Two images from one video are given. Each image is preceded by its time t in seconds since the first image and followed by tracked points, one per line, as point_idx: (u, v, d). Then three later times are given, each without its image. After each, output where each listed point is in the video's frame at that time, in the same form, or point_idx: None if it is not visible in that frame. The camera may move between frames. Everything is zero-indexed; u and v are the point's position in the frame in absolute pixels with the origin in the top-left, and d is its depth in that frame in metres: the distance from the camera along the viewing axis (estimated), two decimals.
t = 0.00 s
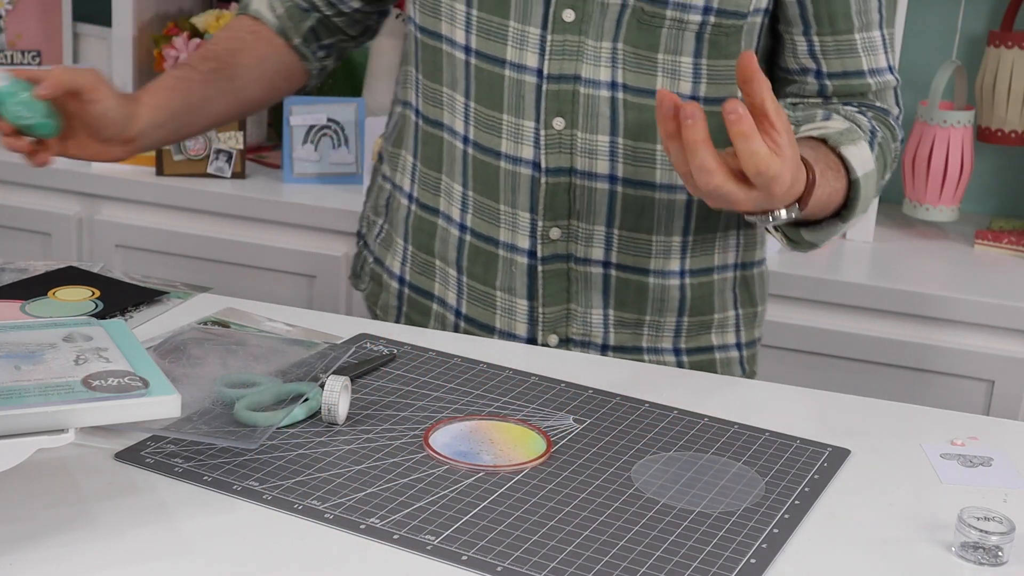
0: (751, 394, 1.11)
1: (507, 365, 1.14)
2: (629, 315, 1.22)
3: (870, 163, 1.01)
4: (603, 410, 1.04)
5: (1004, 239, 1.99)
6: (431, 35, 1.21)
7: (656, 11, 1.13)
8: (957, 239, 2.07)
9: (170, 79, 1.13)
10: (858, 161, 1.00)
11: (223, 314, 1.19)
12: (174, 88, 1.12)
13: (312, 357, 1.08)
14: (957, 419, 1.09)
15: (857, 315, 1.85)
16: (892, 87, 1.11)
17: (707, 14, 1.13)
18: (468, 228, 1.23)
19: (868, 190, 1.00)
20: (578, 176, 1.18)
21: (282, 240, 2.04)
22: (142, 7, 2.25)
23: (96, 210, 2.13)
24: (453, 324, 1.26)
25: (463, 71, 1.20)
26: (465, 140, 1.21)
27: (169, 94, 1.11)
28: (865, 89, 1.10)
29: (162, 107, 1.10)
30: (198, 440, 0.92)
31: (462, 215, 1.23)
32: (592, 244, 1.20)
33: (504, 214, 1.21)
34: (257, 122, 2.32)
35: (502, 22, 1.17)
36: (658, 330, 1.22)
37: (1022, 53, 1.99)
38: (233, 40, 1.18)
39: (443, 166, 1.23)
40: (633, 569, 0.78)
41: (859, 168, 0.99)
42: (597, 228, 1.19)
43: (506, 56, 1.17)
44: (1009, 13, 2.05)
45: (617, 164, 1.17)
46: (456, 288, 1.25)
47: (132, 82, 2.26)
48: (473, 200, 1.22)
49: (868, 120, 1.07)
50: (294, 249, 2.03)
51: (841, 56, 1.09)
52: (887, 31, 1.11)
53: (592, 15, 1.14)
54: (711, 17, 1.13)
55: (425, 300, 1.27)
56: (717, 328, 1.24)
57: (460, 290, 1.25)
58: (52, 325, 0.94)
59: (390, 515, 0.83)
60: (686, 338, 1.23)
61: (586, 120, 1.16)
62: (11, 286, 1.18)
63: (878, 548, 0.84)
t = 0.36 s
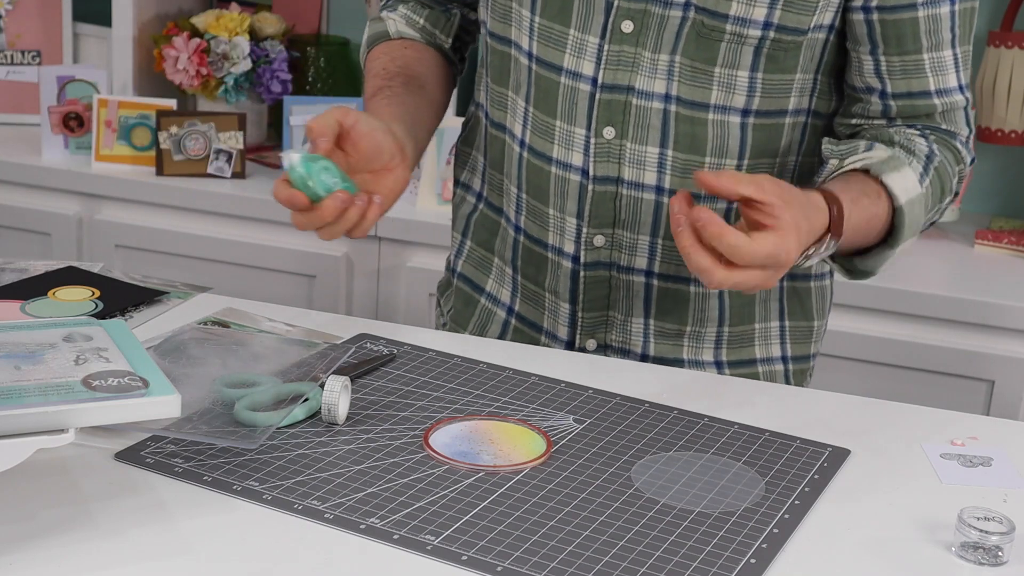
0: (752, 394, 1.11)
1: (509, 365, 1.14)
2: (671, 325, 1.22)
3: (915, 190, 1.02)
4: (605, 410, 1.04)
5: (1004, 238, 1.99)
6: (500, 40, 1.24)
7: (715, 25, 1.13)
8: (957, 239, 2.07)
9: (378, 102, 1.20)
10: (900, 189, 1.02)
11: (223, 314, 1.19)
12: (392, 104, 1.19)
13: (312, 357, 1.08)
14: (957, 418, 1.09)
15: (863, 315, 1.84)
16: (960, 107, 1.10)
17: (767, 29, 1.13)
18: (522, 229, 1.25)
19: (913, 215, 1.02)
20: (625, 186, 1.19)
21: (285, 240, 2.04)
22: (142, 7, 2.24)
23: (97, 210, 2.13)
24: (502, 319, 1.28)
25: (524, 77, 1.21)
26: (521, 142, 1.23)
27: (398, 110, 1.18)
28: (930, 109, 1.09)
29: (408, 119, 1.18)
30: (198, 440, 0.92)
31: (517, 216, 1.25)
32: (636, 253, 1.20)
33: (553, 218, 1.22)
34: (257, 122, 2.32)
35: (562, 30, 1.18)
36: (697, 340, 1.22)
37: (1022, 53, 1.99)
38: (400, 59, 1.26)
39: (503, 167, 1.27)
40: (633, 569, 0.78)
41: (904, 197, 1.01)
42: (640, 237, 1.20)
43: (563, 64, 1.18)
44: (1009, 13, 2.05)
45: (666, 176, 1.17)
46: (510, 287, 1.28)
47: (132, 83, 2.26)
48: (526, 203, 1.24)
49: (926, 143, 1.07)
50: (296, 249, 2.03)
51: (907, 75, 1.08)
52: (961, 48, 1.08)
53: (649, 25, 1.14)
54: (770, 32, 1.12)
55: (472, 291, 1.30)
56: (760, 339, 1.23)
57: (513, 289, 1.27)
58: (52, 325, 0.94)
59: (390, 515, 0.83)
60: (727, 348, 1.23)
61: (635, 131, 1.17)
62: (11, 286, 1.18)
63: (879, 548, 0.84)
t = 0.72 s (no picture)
0: (753, 394, 1.11)
1: (509, 365, 1.14)
2: (681, 329, 1.22)
3: (858, 145, 1.03)
4: (605, 410, 1.04)
5: (1004, 239, 1.98)
6: (510, 37, 1.23)
7: (736, 15, 1.14)
8: (957, 239, 2.07)
9: (413, 136, 1.16)
10: (839, 147, 1.03)
11: (223, 314, 1.19)
12: (431, 140, 1.16)
13: (312, 357, 1.08)
14: (957, 419, 1.09)
15: (865, 315, 1.84)
16: (960, 92, 1.09)
17: (788, 19, 1.13)
18: (527, 229, 1.26)
19: (864, 166, 1.02)
20: (639, 182, 1.20)
21: (286, 240, 2.04)
22: (142, 7, 2.25)
23: (98, 210, 2.13)
24: (504, 322, 1.28)
25: (535, 74, 1.21)
26: (529, 141, 1.23)
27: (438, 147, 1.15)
28: (925, 91, 1.08)
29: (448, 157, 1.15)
30: (198, 440, 0.92)
31: (522, 216, 1.26)
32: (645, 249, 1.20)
33: (563, 215, 1.22)
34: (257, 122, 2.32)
35: (579, 24, 1.18)
36: (707, 344, 1.23)
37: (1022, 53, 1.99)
38: (417, 93, 1.24)
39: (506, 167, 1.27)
40: (633, 569, 0.78)
41: (843, 152, 1.03)
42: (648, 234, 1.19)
43: (577, 57, 1.18)
44: (1009, 13, 2.05)
45: (682, 170, 1.19)
46: (513, 289, 1.27)
47: (133, 82, 2.26)
48: (532, 202, 1.25)
49: (898, 122, 1.08)
50: (297, 248, 2.03)
51: (901, 55, 1.08)
52: (967, 36, 1.09)
53: (667, 18, 1.15)
54: (792, 22, 1.13)
55: (479, 297, 1.30)
56: (771, 342, 1.24)
57: (516, 290, 1.27)
58: (52, 325, 0.94)
59: (390, 515, 0.83)
60: (738, 352, 1.24)
61: (649, 125, 1.18)
62: (10, 286, 1.18)
63: (879, 548, 0.84)
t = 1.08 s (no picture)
0: (751, 395, 1.11)
1: (507, 365, 1.14)
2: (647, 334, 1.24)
3: (818, 182, 1.01)
4: (604, 409, 1.05)
5: (1004, 238, 1.98)
6: (484, 33, 1.25)
7: (707, 26, 1.14)
8: (957, 239, 2.07)
9: (396, 157, 1.13)
10: (799, 184, 1.01)
11: (223, 314, 1.20)
12: (411, 159, 1.12)
13: (312, 357, 1.08)
14: (957, 419, 1.09)
15: (861, 315, 1.84)
16: (915, 118, 1.08)
17: (758, 33, 1.14)
18: (495, 228, 1.28)
19: (825, 206, 1.00)
20: (606, 188, 1.21)
21: (284, 240, 2.04)
22: (142, 7, 2.24)
23: (97, 210, 2.14)
24: (475, 319, 1.32)
25: (506, 73, 1.23)
26: (499, 139, 1.25)
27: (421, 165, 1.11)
28: (881, 115, 1.08)
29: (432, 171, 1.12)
30: (198, 440, 0.92)
31: (491, 215, 1.28)
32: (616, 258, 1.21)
33: (530, 217, 1.24)
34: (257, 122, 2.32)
35: (552, 26, 1.19)
36: (675, 351, 1.25)
37: (1022, 53, 1.99)
38: (405, 101, 1.21)
39: (479, 164, 1.29)
40: (633, 569, 0.78)
41: (804, 190, 1.00)
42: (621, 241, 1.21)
43: (550, 61, 1.19)
44: (1008, 13, 2.05)
45: (648, 179, 1.20)
46: (481, 286, 1.31)
47: (132, 83, 2.26)
48: (501, 201, 1.26)
49: (855, 152, 1.07)
50: (295, 249, 2.03)
51: (861, 75, 1.08)
52: (930, 58, 1.07)
53: (641, 24, 1.16)
54: (761, 37, 1.14)
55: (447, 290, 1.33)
56: (741, 348, 1.26)
57: (484, 288, 1.31)
58: (52, 325, 0.94)
59: (390, 515, 0.83)
60: (706, 356, 1.26)
61: (619, 134, 1.18)
62: (11, 286, 1.18)
63: (878, 548, 0.84)
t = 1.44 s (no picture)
0: (750, 394, 1.11)
1: (507, 365, 1.14)
2: (637, 335, 1.24)
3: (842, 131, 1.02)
4: (603, 409, 1.04)
5: (1004, 238, 1.98)
6: (472, 34, 1.24)
7: (705, 27, 1.15)
8: (957, 239, 2.07)
9: (398, 131, 1.10)
10: (825, 127, 1.01)
11: (223, 313, 1.20)
12: (416, 134, 1.10)
13: (312, 357, 1.08)
14: (957, 419, 1.09)
15: (860, 315, 1.84)
16: (917, 118, 1.10)
17: (759, 33, 1.14)
18: (483, 230, 1.27)
19: (847, 150, 1.00)
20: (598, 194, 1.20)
21: (283, 240, 2.04)
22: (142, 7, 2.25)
23: (97, 210, 2.14)
24: (460, 323, 1.29)
25: (496, 74, 1.22)
26: (488, 141, 1.25)
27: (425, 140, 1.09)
28: (885, 115, 1.09)
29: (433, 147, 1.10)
30: (198, 440, 0.92)
31: (478, 217, 1.28)
32: (606, 260, 1.22)
33: (520, 220, 1.24)
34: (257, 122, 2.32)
35: (547, 28, 1.19)
36: (664, 350, 1.25)
37: (1022, 53, 1.99)
38: (400, 86, 1.19)
39: (466, 168, 1.29)
40: (632, 569, 0.78)
41: (828, 133, 1.01)
42: (611, 244, 1.21)
43: (543, 62, 1.19)
44: (1008, 13, 2.05)
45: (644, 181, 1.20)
46: (467, 289, 1.28)
47: (132, 83, 2.26)
48: (489, 204, 1.26)
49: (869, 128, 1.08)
50: (294, 248, 2.03)
51: (864, 78, 1.09)
52: (928, 61, 1.09)
53: (635, 27, 1.16)
54: (763, 36, 1.14)
55: (437, 296, 1.31)
56: (727, 349, 1.26)
57: (471, 291, 1.28)
58: (52, 326, 0.94)
59: (390, 515, 0.83)
60: (694, 357, 1.26)
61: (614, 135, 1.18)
62: (11, 286, 1.18)
63: (878, 548, 0.84)
